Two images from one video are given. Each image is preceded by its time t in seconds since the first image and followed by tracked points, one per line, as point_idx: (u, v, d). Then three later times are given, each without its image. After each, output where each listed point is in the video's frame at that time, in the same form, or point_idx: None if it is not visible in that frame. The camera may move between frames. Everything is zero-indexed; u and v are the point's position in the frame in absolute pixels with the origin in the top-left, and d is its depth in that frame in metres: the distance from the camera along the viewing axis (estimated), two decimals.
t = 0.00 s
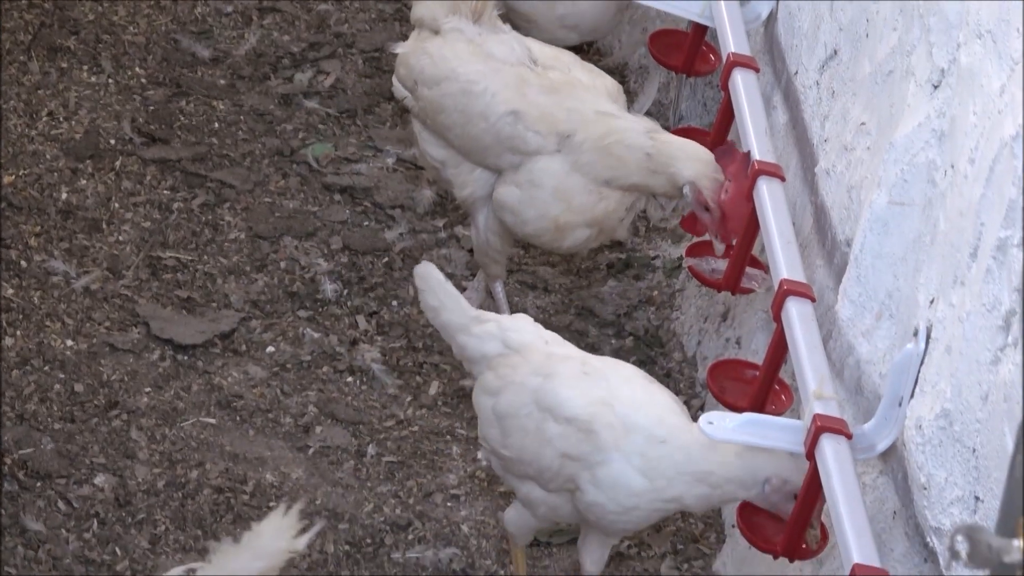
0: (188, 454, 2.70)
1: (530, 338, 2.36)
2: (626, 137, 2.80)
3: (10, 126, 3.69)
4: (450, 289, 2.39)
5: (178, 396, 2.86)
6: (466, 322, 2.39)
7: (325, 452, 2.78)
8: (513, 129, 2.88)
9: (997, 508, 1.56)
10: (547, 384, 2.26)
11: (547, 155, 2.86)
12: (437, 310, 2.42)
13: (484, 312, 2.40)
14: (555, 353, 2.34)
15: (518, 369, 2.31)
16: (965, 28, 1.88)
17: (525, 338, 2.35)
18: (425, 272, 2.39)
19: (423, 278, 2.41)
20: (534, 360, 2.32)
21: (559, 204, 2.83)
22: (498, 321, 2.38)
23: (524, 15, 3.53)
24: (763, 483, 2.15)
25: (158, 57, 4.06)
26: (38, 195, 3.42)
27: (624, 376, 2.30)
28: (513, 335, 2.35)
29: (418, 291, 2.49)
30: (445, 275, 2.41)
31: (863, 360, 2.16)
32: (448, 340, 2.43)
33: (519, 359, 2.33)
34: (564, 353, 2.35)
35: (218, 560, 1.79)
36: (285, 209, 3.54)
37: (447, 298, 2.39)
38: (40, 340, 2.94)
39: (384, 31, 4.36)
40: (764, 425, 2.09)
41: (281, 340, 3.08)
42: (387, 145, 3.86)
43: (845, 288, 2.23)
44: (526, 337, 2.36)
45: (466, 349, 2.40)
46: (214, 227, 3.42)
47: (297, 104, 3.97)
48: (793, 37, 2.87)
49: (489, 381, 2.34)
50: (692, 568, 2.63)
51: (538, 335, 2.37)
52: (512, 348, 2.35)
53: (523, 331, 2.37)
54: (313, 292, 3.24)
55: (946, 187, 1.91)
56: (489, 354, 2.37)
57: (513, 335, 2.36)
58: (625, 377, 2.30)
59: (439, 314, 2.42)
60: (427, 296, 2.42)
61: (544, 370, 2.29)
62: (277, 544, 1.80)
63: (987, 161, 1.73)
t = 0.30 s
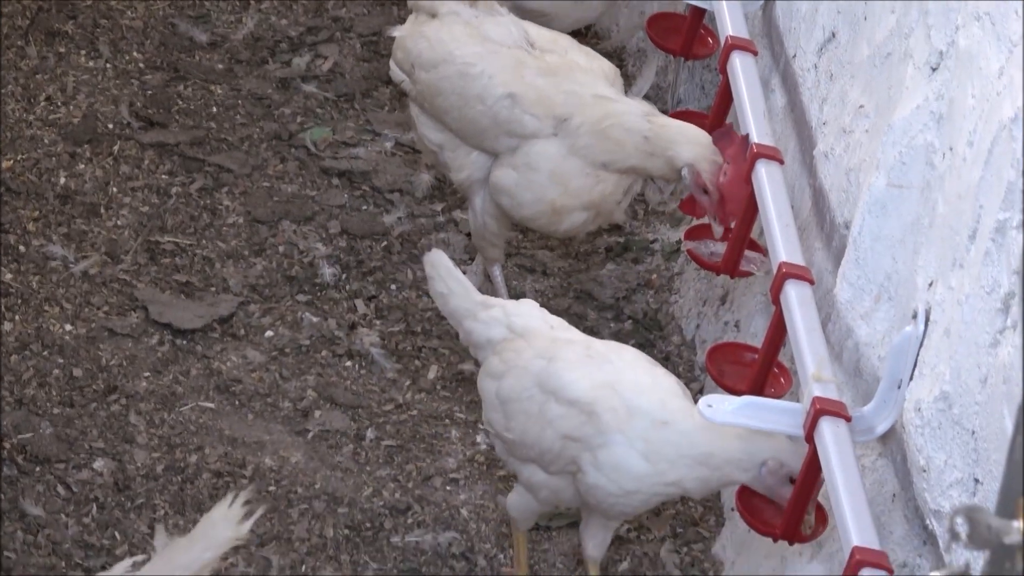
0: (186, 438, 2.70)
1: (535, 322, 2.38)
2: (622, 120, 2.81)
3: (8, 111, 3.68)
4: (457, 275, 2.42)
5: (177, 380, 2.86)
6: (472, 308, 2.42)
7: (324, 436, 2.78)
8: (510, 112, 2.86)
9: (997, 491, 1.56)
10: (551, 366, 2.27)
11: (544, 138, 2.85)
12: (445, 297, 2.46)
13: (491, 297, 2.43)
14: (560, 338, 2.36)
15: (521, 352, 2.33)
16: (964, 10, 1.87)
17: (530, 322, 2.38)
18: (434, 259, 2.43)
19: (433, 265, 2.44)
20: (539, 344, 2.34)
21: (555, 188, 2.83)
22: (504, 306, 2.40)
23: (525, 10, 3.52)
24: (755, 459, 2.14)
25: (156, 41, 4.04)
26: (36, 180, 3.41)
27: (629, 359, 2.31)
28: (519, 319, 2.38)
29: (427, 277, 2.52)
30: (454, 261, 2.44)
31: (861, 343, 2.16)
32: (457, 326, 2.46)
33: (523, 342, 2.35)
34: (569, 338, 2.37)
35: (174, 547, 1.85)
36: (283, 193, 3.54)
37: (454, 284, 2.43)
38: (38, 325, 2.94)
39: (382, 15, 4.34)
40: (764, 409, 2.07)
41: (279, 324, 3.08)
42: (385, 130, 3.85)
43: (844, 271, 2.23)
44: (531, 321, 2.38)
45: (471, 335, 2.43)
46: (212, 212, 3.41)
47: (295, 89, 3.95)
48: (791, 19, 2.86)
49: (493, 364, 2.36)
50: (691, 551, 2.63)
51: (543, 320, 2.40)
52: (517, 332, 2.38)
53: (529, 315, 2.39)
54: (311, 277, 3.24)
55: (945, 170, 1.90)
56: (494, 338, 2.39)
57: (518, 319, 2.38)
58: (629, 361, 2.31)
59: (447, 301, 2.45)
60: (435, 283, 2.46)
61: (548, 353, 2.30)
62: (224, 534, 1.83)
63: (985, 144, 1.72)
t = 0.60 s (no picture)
0: (189, 421, 2.71)
1: (538, 304, 2.39)
2: (623, 98, 2.80)
3: (9, 95, 3.66)
4: (461, 257, 2.43)
5: (179, 362, 2.86)
6: (475, 291, 2.42)
7: (327, 418, 2.79)
8: (510, 93, 2.85)
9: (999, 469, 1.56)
10: (555, 347, 2.27)
11: (544, 119, 2.85)
12: (449, 281, 2.46)
13: (494, 282, 2.43)
14: (563, 319, 2.36)
15: (526, 334, 2.33)
16: None
17: (533, 304, 2.38)
18: (439, 244, 2.45)
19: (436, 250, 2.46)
20: (542, 326, 2.34)
21: (555, 168, 2.83)
22: (507, 289, 2.40)
23: None
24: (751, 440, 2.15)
25: (156, 25, 4.02)
26: (38, 163, 3.41)
27: (632, 339, 2.31)
28: (522, 302, 2.38)
29: (431, 261, 2.54)
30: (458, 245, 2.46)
31: (863, 323, 2.15)
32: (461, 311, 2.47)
33: (527, 324, 2.35)
34: (573, 320, 2.37)
35: (140, 532, 1.89)
36: (285, 175, 3.53)
37: (458, 267, 2.44)
38: (41, 308, 2.94)
39: None
40: (765, 388, 2.09)
41: (281, 306, 3.08)
42: (386, 112, 3.85)
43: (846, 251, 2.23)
44: (534, 304, 2.38)
45: (474, 318, 2.43)
46: (213, 194, 3.40)
47: (296, 72, 3.94)
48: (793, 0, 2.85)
49: (496, 347, 2.36)
50: (694, 532, 2.63)
51: (547, 303, 2.40)
52: (520, 315, 2.38)
53: (532, 298, 2.39)
54: (313, 259, 3.24)
55: (947, 150, 1.90)
56: (497, 321, 2.39)
57: (521, 302, 2.38)
58: (633, 341, 2.30)
59: (450, 285, 2.46)
60: (439, 267, 2.47)
61: (551, 335, 2.30)
62: (192, 504, 1.89)
63: (987, 123, 1.71)
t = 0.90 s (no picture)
0: (193, 405, 2.71)
1: (546, 290, 2.40)
2: (607, 92, 2.79)
3: (11, 80, 3.65)
4: (468, 242, 2.43)
5: (183, 347, 2.86)
6: (483, 276, 2.43)
7: (331, 402, 2.79)
8: (504, 79, 2.83)
9: (1004, 449, 1.55)
10: (563, 332, 2.28)
11: (537, 106, 2.82)
12: (457, 266, 2.47)
13: (503, 267, 2.44)
14: (570, 305, 2.37)
15: (533, 320, 2.34)
16: None
17: (541, 290, 2.39)
18: (447, 228, 2.46)
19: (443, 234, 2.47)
20: (550, 312, 2.35)
21: (543, 157, 2.81)
22: (515, 275, 2.42)
23: None
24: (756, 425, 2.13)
25: (158, 9, 4.01)
26: (40, 148, 3.40)
27: (638, 326, 2.31)
28: (530, 287, 2.39)
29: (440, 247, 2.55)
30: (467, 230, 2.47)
31: (867, 304, 2.15)
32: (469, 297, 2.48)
33: (535, 310, 2.36)
34: (580, 305, 2.37)
35: (153, 530, 1.89)
36: (287, 159, 3.52)
37: (466, 253, 2.44)
38: (44, 293, 2.94)
39: None
40: (768, 369, 2.08)
41: (284, 290, 3.08)
42: (388, 95, 3.84)
43: (849, 232, 2.21)
44: (543, 290, 2.39)
45: (482, 303, 2.43)
46: (216, 178, 3.40)
47: (297, 55, 3.93)
48: None
49: (504, 332, 2.36)
50: (699, 514, 2.63)
51: (554, 288, 2.41)
52: (528, 300, 2.39)
53: (541, 284, 2.40)
54: (316, 243, 3.23)
55: (950, 130, 1.89)
56: (504, 307, 2.40)
57: (529, 288, 2.39)
58: (640, 326, 2.31)
59: (458, 269, 2.47)
60: (446, 252, 2.47)
61: (559, 321, 2.31)
62: (203, 509, 1.89)
63: (991, 103, 1.70)
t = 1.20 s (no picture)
0: (197, 394, 2.71)
1: (548, 277, 2.40)
2: (607, 72, 2.77)
3: (13, 69, 3.64)
4: (473, 233, 2.46)
5: (186, 335, 2.86)
6: (486, 266, 2.45)
7: (334, 390, 2.79)
8: (504, 62, 2.82)
9: (1007, 434, 1.55)
10: (564, 319, 2.28)
11: (538, 88, 2.82)
12: (461, 256, 2.49)
13: (505, 256, 2.45)
14: (572, 292, 2.36)
15: (534, 307, 2.34)
16: None
17: (542, 278, 2.39)
18: (451, 219, 2.48)
19: (448, 226, 2.50)
20: (551, 299, 2.35)
21: (547, 138, 2.80)
22: (517, 263, 2.42)
23: None
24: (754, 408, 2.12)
25: None
26: (42, 138, 3.39)
27: (638, 311, 2.30)
28: (532, 276, 2.39)
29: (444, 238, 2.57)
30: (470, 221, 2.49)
31: (870, 290, 2.15)
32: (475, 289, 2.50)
33: (537, 297, 2.36)
34: (582, 292, 2.37)
35: (148, 517, 1.89)
36: (289, 147, 3.52)
37: (470, 243, 2.47)
38: (48, 282, 2.93)
39: None
40: (772, 356, 2.06)
41: (287, 278, 3.08)
42: (390, 83, 3.83)
43: (852, 218, 2.21)
44: (544, 277, 2.39)
45: (485, 292, 2.45)
46: (218, 167, 3.39)
47: (299, 43, 3.92)
48: None
49: (507, 320, 2.36)
50: (703, 501, 2.63)
51: (556, 276, 2.41)
52: (529, 288, 2.39)
53: (542, 272, 2.40)
54: (318, 231, 3.23)
55: (952, 115, 1.88)
56: (507, 295, 2.40)
57: (530, 276, 2.39)
58: (642, 312, 2.30)
59: (463, 260, 2.48)
60: (451, 242, 2.50)
61: (559, 309, 2.31)
62: (196, 492, 1.90)
63: (994, 88, 1.69)
